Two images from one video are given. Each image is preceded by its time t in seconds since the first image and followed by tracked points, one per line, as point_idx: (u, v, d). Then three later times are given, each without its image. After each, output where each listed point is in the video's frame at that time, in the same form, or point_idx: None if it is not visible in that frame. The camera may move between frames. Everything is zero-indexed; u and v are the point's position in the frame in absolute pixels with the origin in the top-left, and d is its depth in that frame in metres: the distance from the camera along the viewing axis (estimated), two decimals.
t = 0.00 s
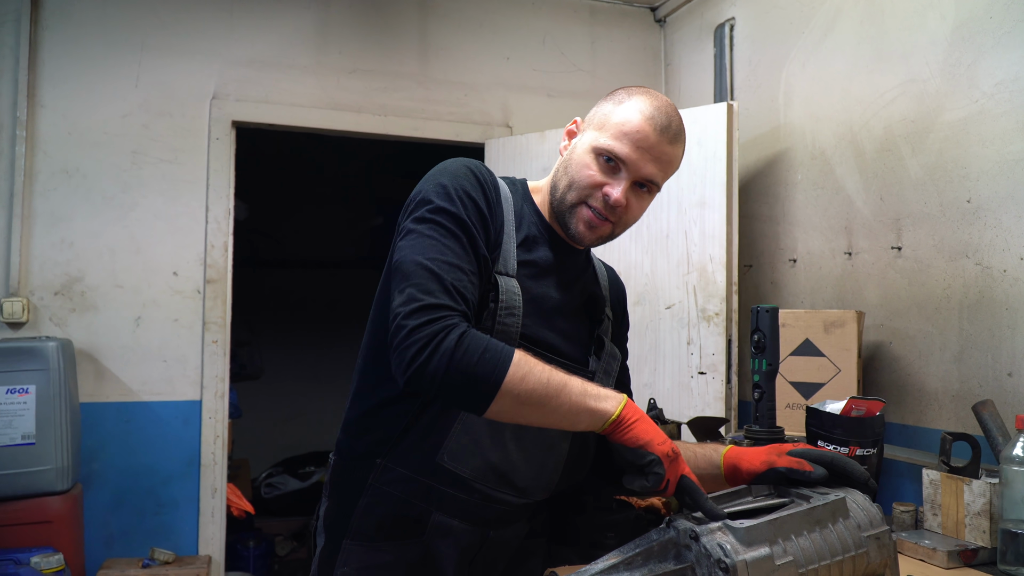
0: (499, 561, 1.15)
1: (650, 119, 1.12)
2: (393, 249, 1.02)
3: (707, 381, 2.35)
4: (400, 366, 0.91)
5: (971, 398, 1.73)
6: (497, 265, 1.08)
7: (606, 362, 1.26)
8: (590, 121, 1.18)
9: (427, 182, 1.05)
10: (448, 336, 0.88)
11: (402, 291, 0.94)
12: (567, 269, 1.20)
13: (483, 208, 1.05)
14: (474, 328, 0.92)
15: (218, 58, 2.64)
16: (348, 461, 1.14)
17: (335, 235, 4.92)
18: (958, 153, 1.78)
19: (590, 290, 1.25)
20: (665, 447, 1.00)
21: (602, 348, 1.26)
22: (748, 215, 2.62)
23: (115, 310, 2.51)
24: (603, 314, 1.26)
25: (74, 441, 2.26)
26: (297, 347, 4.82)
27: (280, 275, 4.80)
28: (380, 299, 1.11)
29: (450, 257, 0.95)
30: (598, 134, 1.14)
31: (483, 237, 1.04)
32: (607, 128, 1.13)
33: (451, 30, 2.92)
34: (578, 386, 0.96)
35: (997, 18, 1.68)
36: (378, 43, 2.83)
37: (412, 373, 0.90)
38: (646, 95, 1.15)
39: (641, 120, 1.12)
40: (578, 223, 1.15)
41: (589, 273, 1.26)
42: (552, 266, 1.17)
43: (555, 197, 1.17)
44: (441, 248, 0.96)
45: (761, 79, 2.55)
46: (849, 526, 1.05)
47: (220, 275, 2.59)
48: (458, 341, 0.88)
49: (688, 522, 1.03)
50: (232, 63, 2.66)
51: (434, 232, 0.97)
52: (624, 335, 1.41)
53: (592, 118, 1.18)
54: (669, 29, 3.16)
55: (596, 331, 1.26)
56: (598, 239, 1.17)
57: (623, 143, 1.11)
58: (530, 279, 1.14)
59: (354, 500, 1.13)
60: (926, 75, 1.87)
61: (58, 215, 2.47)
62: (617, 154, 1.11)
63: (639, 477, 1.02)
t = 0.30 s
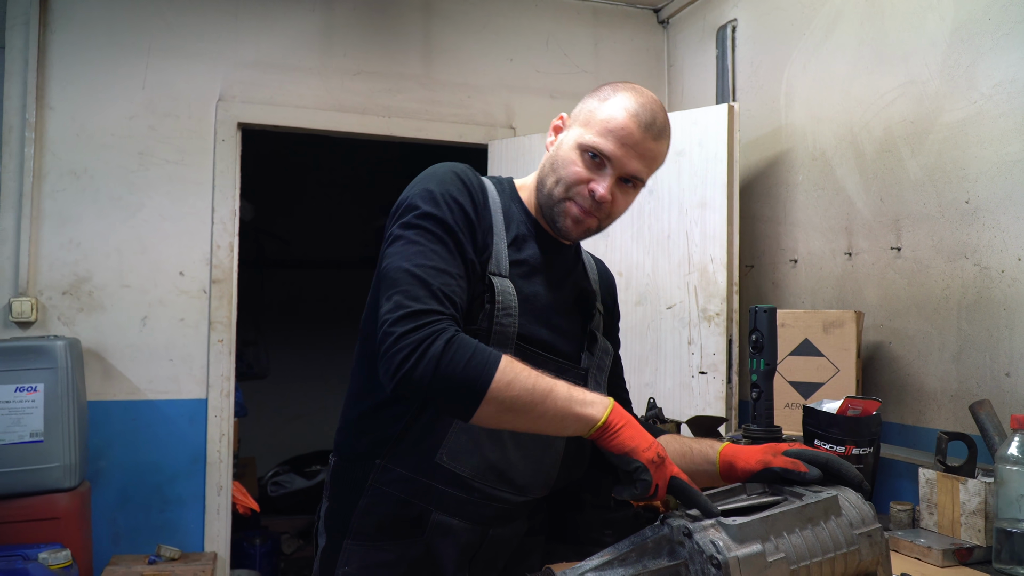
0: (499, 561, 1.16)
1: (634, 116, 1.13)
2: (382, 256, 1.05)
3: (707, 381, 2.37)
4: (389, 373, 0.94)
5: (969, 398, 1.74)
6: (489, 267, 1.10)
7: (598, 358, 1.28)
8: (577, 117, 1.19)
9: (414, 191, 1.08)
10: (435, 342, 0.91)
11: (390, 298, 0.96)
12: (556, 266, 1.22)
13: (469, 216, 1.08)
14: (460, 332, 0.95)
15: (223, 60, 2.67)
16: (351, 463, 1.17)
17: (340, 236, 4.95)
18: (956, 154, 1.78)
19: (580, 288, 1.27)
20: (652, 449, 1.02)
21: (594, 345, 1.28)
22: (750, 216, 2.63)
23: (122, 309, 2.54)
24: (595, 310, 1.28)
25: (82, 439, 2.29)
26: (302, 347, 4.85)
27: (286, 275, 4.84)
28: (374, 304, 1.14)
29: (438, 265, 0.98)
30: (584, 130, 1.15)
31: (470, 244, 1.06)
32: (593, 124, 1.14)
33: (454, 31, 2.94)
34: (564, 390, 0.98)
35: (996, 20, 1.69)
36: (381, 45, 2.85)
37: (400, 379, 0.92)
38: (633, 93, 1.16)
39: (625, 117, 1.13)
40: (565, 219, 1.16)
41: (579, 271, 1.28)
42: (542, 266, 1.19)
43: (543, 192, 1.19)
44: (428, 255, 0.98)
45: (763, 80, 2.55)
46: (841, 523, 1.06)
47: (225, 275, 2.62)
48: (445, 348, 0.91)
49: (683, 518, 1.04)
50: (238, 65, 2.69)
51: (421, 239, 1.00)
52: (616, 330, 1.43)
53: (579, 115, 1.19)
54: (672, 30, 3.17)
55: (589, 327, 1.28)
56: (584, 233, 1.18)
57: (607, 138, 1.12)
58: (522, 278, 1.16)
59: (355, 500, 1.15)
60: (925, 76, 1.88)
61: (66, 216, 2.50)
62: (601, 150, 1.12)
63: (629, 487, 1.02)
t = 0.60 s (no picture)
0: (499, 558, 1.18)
1: (619, 109, 1.15)
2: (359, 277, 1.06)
3: (708, 378, 2.39)
4: (377, 403, 0.97)
5: (967, 394, 1.75)
6: (470, 268, 1.12)
7: (583, 345, 1.28)
8: (554, 107, 1.18)
9: (383, 210, 1.08)
10: (418, 368, 0.93)
11: (370, 327, 0.98)
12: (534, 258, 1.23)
13: (444, 225, 1.09)
14: (442, 347, 0.96)
15: (228, 61, 2.69)
16: (349, 467, 1.17)
17: (345, 234, 4.97)
18: (954, 152, 1.79)
19: (558, 274, 1.27)
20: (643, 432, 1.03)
21: (578, 332, 1.28)
22: (751, 214, 2.64)
23: (128, 307, 2.57)
24: (576, 294, 1.28)
25: (89, 436, 2.32)
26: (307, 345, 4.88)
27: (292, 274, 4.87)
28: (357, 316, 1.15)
29: (415, 283, 0.99)
30: (572, 127, 1.15)
31: (447, 253, 1.08)
32: (579, 119, 1.15)
33: (457, 31, 2.96)
34: (553, 389, 0.99)
35: (993, 18, 1.70)
36: (385, 45, 2.87)
37: (388, 407, 0.95)
38: (611, 83, 1.17)
39: (611, 111, 1.14)
40: (558, 217, 1.19)
41: (556, 259, 1.28)
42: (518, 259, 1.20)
43: (529, 188, 1.18)
44: (404, 275, 0.99)
45: (763, 79, 2.56)
46: (834, 517, 1.08)
47: (231, 273, 2.65)
48: (427, 373, 0.93)
49: (677, 512, 1.06)
50: (243, 66, 2.71)
51: (395, 260, 1.00)
52: (600, 311, 1.44)
53: (557, 104, 1.18)
54: (674, 30, 3.18)
55: (571, 313, 1.28)
56: (573, 226, 1.21)
57: (596, 134, 1.14)
58: (501, 274, 1.17)
59: (355, 503, 1.15)
60: (924, 75, 1.89)
61: (74, 216, 2.53)
62: (593, 149, 1.14)
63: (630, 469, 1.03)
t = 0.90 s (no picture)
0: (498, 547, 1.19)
1: (589, 90, 1.18)
2: (342, 285, 1.09)
3: (707, 374, 2.41)
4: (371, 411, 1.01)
5: (962, 390, 1.77)
6: (451, 265, 1.14)
7: (568, 332, 1.29)
8: (523, 96, 1.19)
9: (359, 218, 1.11)
10: (407, 377, 0.97)
11: (358, 337, 1.02)
12: (515, 250, 1.25)
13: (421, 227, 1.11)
14: (428, 356, 1.00)
15: (233, 60, 2.72)
16: (343, 465, 1.20)
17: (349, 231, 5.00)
18: (950, 149, 1.81)
19: (538, 263, 1.29)
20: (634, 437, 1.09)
21: (563, 320, 1.29)
22: (751, 211, 2.66)
23: (135, 303, 2.60)
24: (558, 282, 1.29)
25: (95, 430, 2.36)
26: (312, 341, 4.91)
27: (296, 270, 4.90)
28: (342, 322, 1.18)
29: (396, 291, 1.03)
30: (546, 113, 1.17)
31: (427, 256, 1.11)
32: (552, 105, 1.16)
33: (459, 29, 2.97)
34: (539, 394, 1.04)
35: (988, 17, 1.71)
36: (388, 43, 2.89)
37: (382, 416, 1.00)
38: (576, 64, 1.19)
39: (582, 93, 1.17)
40: (543, 202, 1.21)
41: (536, 248, 1.30)
42: (495, 251, 1.22)
43: (511, 179, 1.19)
44: (386, 284, 1.03)
45: (763, 77, 2.57)
46: (823, 509, 1.10)
47: (235, 270, 2.68)
48: (416, 382, 0.97)
49: (668, 503, 1.09)
50: (247, 65, 2.73)
51: (376, 270, 1.03)
52: (585, 297, 1.44)
53: (526, 93, 1.19)
54: (676, 27, 3.19)
55: (553, 301, 1.30)
56: (558, 209, 1.24)
57: (571, 118, 1.16)
58: (481, 268, 1.19)
59: (351, 501, 1.17)
60: (920, 73, 1.90)
61: (80, 213, 2.56)
62: (572, 133, 1.16)
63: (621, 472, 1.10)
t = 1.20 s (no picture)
0: (490, 538, 1.20)
1: (566, 84, 1.19)
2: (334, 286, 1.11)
3: (706, 371, 2.42)
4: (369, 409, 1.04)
5: (957, 386, 1.78)
6: (437, 262, 1.16)
7: (556, 327, 1.31)
8: (502, 94, 1.21)
9: (346, 218, 1.12)
10: (403, 375, 1.00)
11: (354, 336, 1.05)
12: (502, 247, 1.27)
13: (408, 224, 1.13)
14: (425, 355, 1.03)
15: (236, 60, 2.74)
16: (337, 461, 1.23)
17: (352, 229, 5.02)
18: (946, 147, 1.82)
19: (525, 259, 1.30)
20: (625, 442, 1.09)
21: (551, 314, 1.31)
22: (750, 209, 2.67)
23: (141, 301, 2.63)
24: (545, 278, 1.31)
25: (102, 426, 2.39)
26: (315, 339, 4.94)
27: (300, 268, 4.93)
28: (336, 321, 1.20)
29: (388, 289, 1.05)
30: (524, 108, 1.18)
31: (416, 253, 1.12)
32: (531, 100, 1.18)
33: (460, 29, 2.99)
34: (532, 397, 1.06)
35: (984, 15, 1.72)
36: (389, 42, 2.91)
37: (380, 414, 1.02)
38: (553, 58, 1.21)
39: (560, 87, 1.18)
40: (527, 197, 1.22)
41: (522, 244, 1.31)
42: (480, 248, 1.23)
43: (494, 176, 1.21)
44: (379, 283, 1.05)
45: (762, 76, 2.58)
46: (813, 504, 1.12)
47: (239, 268, 2.70)
48: (412, 380, 1.00)
49: (661, 498, 1.11)
50: (250, 65, 2.76)
51: (368, 270, 1.06)
52: (576, 292, 1.46)
53: (504, 90, 1.21)
54: (675, 26, 3.20)
55: (542, 296, 1.32)
56: (543, 204, 1.25)
57: (549, 112, 1.17)
58: (466, 264, 1.20)
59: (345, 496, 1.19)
60: (916, 72, 1.91)
61: (87, 212, 2.59)
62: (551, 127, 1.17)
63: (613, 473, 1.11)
